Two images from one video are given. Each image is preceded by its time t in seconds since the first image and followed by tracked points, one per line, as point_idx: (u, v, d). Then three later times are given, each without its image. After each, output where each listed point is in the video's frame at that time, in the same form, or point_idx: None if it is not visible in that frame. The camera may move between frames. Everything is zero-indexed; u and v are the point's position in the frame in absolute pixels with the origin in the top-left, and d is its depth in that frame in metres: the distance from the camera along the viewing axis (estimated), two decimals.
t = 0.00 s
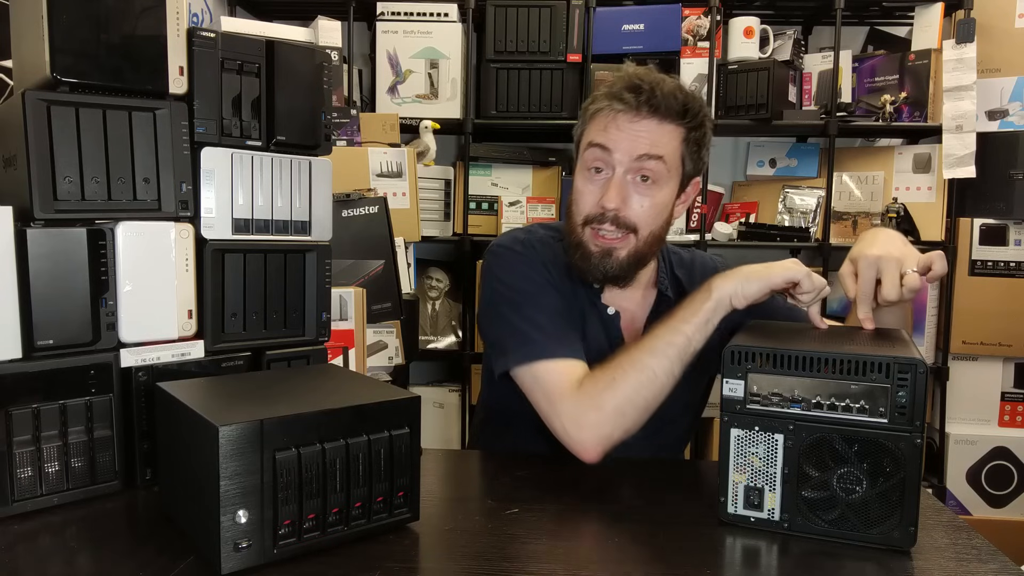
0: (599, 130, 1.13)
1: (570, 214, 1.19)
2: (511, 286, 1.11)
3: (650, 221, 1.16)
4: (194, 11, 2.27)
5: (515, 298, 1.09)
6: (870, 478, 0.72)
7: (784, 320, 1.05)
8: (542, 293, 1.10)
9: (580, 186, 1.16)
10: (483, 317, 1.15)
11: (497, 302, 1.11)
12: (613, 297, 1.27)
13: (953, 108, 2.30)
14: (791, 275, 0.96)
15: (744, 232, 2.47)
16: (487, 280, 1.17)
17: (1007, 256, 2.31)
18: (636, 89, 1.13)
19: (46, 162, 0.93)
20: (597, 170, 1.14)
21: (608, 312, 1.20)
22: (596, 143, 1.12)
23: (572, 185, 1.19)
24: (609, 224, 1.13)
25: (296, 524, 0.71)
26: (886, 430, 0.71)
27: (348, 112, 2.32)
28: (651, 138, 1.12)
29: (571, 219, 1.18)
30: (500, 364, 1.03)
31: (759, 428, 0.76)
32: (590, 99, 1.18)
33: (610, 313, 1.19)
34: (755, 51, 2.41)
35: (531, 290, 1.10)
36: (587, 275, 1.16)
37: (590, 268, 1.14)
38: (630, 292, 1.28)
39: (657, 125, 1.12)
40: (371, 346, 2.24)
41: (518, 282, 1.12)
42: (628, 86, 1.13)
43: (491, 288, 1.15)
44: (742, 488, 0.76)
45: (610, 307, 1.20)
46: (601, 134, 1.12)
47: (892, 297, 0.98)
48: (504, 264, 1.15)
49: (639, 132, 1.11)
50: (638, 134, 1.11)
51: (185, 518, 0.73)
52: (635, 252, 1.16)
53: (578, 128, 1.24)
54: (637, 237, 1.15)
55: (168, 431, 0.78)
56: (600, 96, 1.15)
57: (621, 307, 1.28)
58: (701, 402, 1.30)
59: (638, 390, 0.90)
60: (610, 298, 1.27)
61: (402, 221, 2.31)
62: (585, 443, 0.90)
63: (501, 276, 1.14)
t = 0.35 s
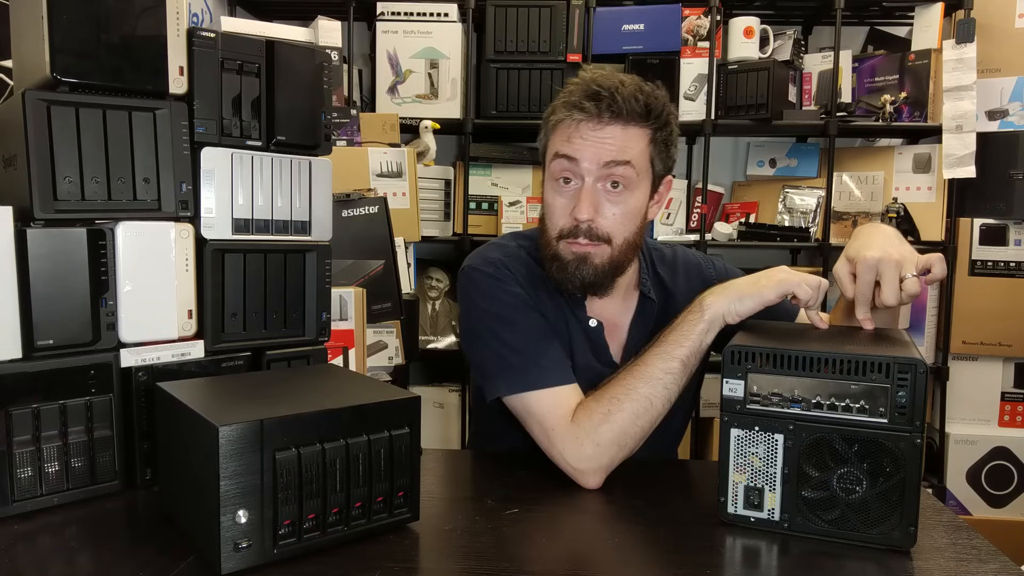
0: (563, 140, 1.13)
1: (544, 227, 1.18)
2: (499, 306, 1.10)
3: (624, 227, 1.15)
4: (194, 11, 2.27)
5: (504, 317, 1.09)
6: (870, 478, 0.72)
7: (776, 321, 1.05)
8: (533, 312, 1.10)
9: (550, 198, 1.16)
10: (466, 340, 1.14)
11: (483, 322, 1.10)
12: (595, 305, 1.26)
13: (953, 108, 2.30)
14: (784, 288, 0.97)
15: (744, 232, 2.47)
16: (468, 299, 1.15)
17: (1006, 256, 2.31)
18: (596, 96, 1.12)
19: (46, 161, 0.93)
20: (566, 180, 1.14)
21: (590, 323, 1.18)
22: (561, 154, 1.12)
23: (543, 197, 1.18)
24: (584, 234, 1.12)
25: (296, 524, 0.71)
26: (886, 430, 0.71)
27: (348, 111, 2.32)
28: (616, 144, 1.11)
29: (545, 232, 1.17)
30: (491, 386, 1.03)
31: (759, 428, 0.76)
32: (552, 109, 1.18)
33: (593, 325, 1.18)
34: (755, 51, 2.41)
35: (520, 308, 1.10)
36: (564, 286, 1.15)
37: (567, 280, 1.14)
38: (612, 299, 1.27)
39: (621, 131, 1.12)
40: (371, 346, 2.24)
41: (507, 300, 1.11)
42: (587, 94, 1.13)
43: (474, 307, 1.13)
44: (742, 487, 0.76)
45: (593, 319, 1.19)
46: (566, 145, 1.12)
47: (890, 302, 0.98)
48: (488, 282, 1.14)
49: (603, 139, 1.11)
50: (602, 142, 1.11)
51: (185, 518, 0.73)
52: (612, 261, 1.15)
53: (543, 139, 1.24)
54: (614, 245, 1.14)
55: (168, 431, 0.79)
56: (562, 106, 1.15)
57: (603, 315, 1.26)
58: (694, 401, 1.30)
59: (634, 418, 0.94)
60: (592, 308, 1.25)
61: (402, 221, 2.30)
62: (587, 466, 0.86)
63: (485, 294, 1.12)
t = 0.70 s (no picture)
0: (556, 148, 1.12)
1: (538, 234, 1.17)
2: (492, 307, 1.10)
3: (621, 232, 1.15)
4: (194, 11, 2.27)
5: (497, 318, 1.09)
6: (870, 478, 0.72)
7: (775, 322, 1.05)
8: (526, 314, 1.11)
9: (543, 206, 1.15)
10: (457, 341, 1.14)
11: (475, 323, 1.10)
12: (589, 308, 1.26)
13: (953, 108, 2.30)
14: (785, 291, 0.97)
15: (744, 232, 2.47)
16: (460, 299, 1.14)
17: (1006, 256, 2.31)
18: (588, 102, 1.12)
19: (46, 161, 0.93)
20: (560, 189, 1.13)
21: (583, 325, 1.18)
22: (555, 162, 1.11)
23: (535, 204, 1.18)
24: (581, 242, 1.12)
25: (296, 524, 0.71)
26: (886, 430, 0.71)
27: (348, 111, 2.32)
28: (611, 151, 1.11)
29: (539, 239, 1.16)
30: (485, 387, 1.03)
31: (759, 428, 0.76)
32: (542, 116, 1.17)
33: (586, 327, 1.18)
34: (755, 51, 2.41)
35: (513, 310, 1.10)
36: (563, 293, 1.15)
37: (565, 287, 1.14)
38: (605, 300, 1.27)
39: (614, 138, 1.11)
40: (371, 346, 2.24)
41: (500, 301, 1.11)
42: (579, 101, 1.12)
43: (466, 308, 1.13)
44: (742, 487, 0.76)
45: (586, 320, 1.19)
46: (560, 153, 1.11)
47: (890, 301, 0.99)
48: (480, 282, 1.14)
49: (597, 146, 1.10)
50: (596, 149, 1.10)
51: (185, 518, 0.73)
52: (610, 266, 1.15)
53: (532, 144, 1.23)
54: (611, 251, 1.15)
55: (168, 431, 0.79)
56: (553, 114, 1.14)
57: (596, 318, 1.26)
58: (694, 401, 1.30)
59: (628, 422, 0.93)
60: (585, 310, 1.25)
61: (402, 221, 2.30)
62: (580, 467, 0.86)
63: (477, 295, 1.12)
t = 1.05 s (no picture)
0: (561, 144, 1.12)
1: (541, 230, 1.17)
2: (492, 308, 1.10)
3: (625, 229, 1.15)
4: (194, 11, 2.27)
5: (497, 318, 1.09)
6: (870, 478, 0.72)
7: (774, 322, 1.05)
8: (527, 314, 1.11)
9: (548, 202, 1.15)
10: (457, 342, 1.14)
11: (475, 324, 1.10)
12: (589, 307, 1.26)
13: (953, 108, 2.30)
14: (787, 293, 0.96)
15: (744, 232, 2.47)
16: (460, 300, 1.14)
17: (1006, 256, 2.31)
18: (594, 100, 1.12)
19: (46, 161, 0.93)
20: (565, 185, 1.13)
21: (583, 325, 1.19)
22: (560, 159, 1.11)
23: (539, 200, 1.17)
24: (585, 238, 1.12)
25: (296, 524, 0.71)
26: (886, 430, 0.71)
27: (348, 111, 2.32)
28: (617, 147, 1.11)
29: (543, 235, 1.16)
30: (484, 388, 1.03)
31: (759, 429, 0.76)
32: (547, 113, 1.17)
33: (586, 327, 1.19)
34: (755, 51, 2.41)
35: (514, 310, 1.10)
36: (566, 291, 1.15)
37: (567, 285, 1.14)
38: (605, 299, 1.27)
39: (619, 134, 1.11)
40: (371, 346, 2.24)
41: (500, 301, 1.11)
42: (585, 97, 1.12)
43: (465, 309, 1.13)
44: (742, 488, 0.76)
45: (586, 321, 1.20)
46: (566, 149, 1.11)
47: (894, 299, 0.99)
48: (481, 283, 1.14)
49: (602, 143, 1.10)
50: (602, 146, 1.10)
51: (185, 518, 0.73)
52: (614, 263, 1.15)
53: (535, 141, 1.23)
54: (614, 248, 1.15)
55: (168, 431, 0.79)
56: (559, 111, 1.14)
57: (596, 317, 1.26)
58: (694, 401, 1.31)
59: (627, 424, 0.93)
60: (585, 310, 1.25)
61: (402, 221, 2.30)
62: (580, 467, 0.86)
63: (477, 296, 1.12)
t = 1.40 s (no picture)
0: (635, 129, 1.13)
1: (605, 217, 1.17)
2: (494, 307, 1.10)
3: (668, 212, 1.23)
4: (194, 11, 2.27)
5: (498, 317, 1.09)
6: (870, 478, 0.72)
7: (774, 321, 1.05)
8: (529, 313, 1.11)
9: (617, 188, 1.15)
10: (458, 341, 1.14)
11: (477, 324, 1.10)
12: (588, 304, 1.26)
13: (953, 108, 2.30)
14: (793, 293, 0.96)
15: (744, 232, 2.47)
16: (461, 300, 1.15)
17: (1007, 257, 2.31)
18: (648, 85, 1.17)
19: (46, 162, 0.93)
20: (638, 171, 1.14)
21: (583, 322, 1.19)
22: (637, 144, 1.12)
23: (599, 186, 1.16)
24: (657, 220, 1.17)
25: (296, 524, 0.71)
26: (885, 430, 0.71)
27: (348, 111, 2.32)
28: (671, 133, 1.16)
29: (610, 221, 1.16)
30: (484, 388, 1.03)
31: (759, 428, 0.76)
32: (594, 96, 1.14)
33: (586, 324, 1.18)
34: (755, 51, 2.41)
35: (516, 309, 1.10)
36: (637, 276, 1.18)
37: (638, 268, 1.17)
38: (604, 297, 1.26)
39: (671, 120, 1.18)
40: (371, 346, 2.24)
41: (502, 300, 1.11)
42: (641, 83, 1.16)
43: (467, 308, 1.13)
44: (742, 487, 0.76)
45: (587, 318, 1.19)
46: (639, 135, 1.13)
47: (900, 293, 0.98)
48: (483, 282, 1.14)
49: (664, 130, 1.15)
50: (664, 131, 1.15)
51: (185, 518, 0.73)
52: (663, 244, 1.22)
53: (564, 125, 1.18)
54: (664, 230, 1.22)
55: (168, 431, 0.79)
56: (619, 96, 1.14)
57: (596, 313, 1.26)
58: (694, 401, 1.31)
59: (624, 427, 0.93)
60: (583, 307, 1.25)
61: (402, 221, 2.30)
62: (578, 469, 0.87)
63: (479, 295, 1.12)
